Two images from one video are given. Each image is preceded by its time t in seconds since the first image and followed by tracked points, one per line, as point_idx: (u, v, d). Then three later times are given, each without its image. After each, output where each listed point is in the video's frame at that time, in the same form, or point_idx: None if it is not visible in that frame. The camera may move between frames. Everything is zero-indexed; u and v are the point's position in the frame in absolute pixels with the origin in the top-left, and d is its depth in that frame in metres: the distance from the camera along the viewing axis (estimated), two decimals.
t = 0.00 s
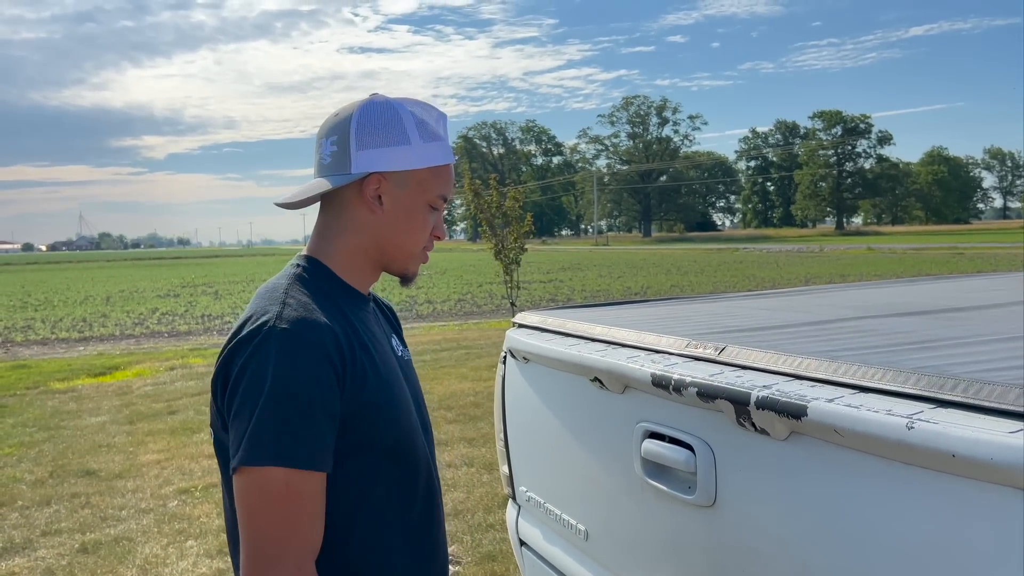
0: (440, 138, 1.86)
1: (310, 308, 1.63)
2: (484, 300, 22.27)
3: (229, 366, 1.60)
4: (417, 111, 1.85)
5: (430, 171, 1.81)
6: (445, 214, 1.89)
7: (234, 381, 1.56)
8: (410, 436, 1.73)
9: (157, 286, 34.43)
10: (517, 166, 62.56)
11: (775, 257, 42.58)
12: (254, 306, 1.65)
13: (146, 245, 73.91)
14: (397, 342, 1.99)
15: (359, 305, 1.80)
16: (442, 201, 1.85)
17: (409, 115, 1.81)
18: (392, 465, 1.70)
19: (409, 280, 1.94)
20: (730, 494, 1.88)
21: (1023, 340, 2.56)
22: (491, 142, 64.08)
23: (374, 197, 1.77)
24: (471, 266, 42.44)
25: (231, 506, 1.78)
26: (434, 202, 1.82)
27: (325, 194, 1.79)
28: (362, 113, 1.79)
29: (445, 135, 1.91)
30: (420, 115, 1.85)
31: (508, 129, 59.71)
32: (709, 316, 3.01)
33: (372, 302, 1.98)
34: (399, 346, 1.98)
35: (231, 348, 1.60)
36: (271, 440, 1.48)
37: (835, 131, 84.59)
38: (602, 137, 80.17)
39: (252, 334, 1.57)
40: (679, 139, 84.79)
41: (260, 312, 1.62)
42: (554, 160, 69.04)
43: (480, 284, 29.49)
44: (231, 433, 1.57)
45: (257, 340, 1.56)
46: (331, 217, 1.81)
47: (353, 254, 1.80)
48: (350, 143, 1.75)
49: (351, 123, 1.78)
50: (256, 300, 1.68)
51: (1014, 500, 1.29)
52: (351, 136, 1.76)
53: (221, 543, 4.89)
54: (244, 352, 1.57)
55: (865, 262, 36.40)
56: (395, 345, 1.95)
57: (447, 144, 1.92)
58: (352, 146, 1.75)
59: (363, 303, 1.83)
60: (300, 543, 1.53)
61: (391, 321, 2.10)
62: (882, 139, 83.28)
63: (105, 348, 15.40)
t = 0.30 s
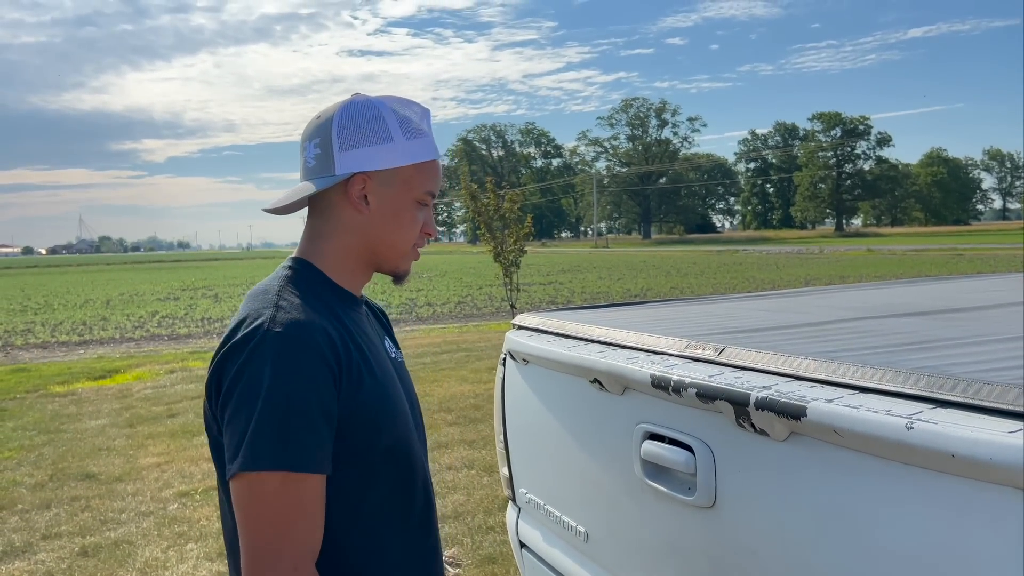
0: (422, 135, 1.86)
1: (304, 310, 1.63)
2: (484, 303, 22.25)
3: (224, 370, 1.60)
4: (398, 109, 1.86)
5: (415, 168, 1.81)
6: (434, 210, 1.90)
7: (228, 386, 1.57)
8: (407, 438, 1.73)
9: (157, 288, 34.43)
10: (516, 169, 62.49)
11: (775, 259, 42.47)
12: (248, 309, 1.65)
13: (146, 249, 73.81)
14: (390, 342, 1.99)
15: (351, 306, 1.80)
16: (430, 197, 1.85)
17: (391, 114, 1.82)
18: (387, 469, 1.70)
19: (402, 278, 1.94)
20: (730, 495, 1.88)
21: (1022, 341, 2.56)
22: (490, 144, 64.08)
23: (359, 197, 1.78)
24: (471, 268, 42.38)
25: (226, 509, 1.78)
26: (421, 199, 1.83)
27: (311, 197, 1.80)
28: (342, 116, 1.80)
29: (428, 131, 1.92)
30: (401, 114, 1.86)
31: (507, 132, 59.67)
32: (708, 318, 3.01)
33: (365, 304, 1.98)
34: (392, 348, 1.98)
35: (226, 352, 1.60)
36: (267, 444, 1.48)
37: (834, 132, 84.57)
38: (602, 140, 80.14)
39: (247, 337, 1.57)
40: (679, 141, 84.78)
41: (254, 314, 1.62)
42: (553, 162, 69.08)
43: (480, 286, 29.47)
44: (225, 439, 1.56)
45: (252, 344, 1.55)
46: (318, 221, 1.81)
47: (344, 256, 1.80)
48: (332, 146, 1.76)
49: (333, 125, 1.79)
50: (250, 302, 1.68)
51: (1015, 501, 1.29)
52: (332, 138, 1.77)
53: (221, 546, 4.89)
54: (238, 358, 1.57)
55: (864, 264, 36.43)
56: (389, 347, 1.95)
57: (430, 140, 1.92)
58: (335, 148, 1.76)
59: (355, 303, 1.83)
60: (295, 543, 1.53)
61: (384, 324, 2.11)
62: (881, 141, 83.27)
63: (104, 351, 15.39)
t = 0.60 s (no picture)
0: (396, 125, 1.79)
1: (294, 305, 1.64)
2: (485, 305, 22.26)
3: (216, 357, 1.61)
4: (368, 103, 1.81)
5: (385, 161, 1.75)
6: (422, 203, 1.83)
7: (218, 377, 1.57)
8: (396, 437, 1.73)
9: (157, 292, 34.44)
10: (517, 171, 62.48)
11: (776, 261, 42.43)
12: (241, 303, 1.66)
13: (147, 252, 73.81)
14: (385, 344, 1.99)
15: (344, 305, 1.80)
16: (410, 190, 1.79)
17: (356, 110, 1.78)
18: (374, 468, 1.69)
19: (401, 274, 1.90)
20: (732, 495, 1.87)
21: (1022, 340, 2.55)
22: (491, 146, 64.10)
23: (332, 198, 1.77)
24: (472, 270, 42.41)
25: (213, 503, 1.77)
26: (397, 192, 1.77)
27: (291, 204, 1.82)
28: (313, 120, 1.80)
29: (409, 120, 1.85)
30: (373, 108, 1.80)
31: (508, 134, 59.68)
32: (707, 319, 3.01)
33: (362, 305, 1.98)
34: (389, 349, 1.99)
35: (218, 342, 1.61)
36: (251, 436, 1.46)
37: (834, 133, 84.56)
38: (603, 141, 80.13)
39: (237, 329, 1.58)
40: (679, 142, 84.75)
41: (246, 308, 1.62)
42: (554, 164, 69.12)
43: (481, 288, 29.50)
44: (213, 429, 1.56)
45: (241, 336, 1.56)
46: (304, 223, 1.83)
47: (329, 257, 1.80)
48: (302, 152, 1.77)
49: (304, 131, 1.80)
50: (242, 299, 1.69)
51: (1016, 500, 1.29)
52: (302, 146, 1.78)
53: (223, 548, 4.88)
54: (227, 349, 1.58)
55: (864, 265, 36.44)
56: (385, 348, 1.96)
57: (414, 127, 1.84)
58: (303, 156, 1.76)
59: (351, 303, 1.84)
60: (277, 534, 1.50)
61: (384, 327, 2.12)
62: (881, 142, 83.27)
63: (106, 354, 15.40)
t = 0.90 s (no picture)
0: (361, 119, 1.78)
1: (278, 312, 1.65)
2: (488, 308, 22.25)
3: (204, 366, 1.62)
4: (330, 102, 1.81)
5: (352, 161, 1.76)
6: (401, 195, 1.82)
7: (204, 389, 1.60)
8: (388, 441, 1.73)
9: (160, 295, 34.51)
10: (519, 174, 62.53)
11: (779, 263, 42.37)
12: (230, 311, 1.68)
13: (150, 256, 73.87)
14: (385, 347, 2.00)
15: (335, 309, 1.81)
16: (385, 185, 1.78)
17: (318, 112, 1.79)
18: (363, 472, 1.69)
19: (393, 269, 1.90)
20: (728, 495, 1.88)
21: (1020, 341, 2.55)
22: (494, 149, 64.12)
23: (308, 203, 1.79)
24: (474, 274, 42.41)
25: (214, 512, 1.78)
26: (370, 189, 1.77)
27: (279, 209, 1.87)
28: (283, 128, 1.84)
29: (375, 111, 1.83)
30: (340, 105, 1.81)
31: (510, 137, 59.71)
32: (706, 320, 3.01)
33: (360, 306, 1.98)
34: (387, 351, 2.00)
35: (204, 351, 1.62)
36: (235, 448, 1.49)
37: (836, 135, 84.49)
38: (605, 144, 80.12)
39: (220, 339, 1.59)
40: (681, 145, 84.73)
41: (232, 316, 1.64)
42: (556, 167, 69.17)
43: (484, 291, 29.49)
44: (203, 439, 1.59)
45: (224, 346, 1.58)
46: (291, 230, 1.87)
47: (314, 262, 1.82)
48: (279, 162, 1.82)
49: (278, 140, 1.84)
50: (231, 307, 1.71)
51: (1010, 500, 1.29)
52: (278, 155, 1.82)
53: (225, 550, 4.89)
54: (212, 360, 1.59)
55: (867, 267, 36.35)
56: (382, 349, 1.96)
57: (381, 119, 1.83)
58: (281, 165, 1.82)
59: (344, 306, 1.85)
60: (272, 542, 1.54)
61: (385, 327, 2.12)
62: (883, 143, 83.22)
63: (109, 358, 15.41)
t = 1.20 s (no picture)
0: (347, 120, 1.78)
1: (250, 322, 1.65)
2: (490, 312, 22.25)
3: (178, 373, 1.64)
4: (317, 103, 1.81)
5: (338, 163, 1.76)
6: (391, 200, 1.82)
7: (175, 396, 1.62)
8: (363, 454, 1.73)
9: (164, 300, 34.64)
10: (522, 178, 62.56)
11: (782, 267, 42.33)
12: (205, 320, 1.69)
13: (154, 260, 74.01)
14: (381, 351, 1.98)
15: (321, 316, 1.81)
16: (373, 187, 1.79)
17: (304, 113, 1.80)
18: (334, 481, 1.70)
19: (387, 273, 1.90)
20: (731, 498, 1.87)
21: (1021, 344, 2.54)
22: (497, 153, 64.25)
23: (296, 206, 1.81)
24: (477, 278, 42.44)
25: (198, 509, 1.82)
26: (357, 190, 1.77)
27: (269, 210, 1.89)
28: (272, 131, 1.85)
29: (362, 111, 1.82)
30: (327, 106, 1.81)
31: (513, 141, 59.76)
32: (709, 323, 3.00)
33: (354, 307, 1.98)
34: (382, 356, 1.98)
35: (178, 359, 1.64)
36: (193, 460, 1.51)
37: (839, 139, 84.47)
38: (607, 148, 80.15)
39: (190, 349, 1.60)
40: (684, 148, 84.74)
41: (204, 325, 1.65)
42: (559, 170, 69.26)
43: (487, 295, 29.51)
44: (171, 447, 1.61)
45: (192, 357, 1.59)
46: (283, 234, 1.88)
47: (303, 266, 1.82)
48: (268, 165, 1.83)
49: (268, 143, 1.85)
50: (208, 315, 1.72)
51: (1007, 501, 1.29)
52: (268, 158, 1.84)
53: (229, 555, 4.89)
54: (181, 370, 1.62)
55: (870, 271, 36.33)
56: (376, 353, 1.95)
57: (370, 119, 1.83)
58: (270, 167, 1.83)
59: (333, 312, 1.85)
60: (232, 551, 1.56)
61: (387, 330, 2.11)
62: (886, 147, 83.13)
63: (113, 363, 15.43)
